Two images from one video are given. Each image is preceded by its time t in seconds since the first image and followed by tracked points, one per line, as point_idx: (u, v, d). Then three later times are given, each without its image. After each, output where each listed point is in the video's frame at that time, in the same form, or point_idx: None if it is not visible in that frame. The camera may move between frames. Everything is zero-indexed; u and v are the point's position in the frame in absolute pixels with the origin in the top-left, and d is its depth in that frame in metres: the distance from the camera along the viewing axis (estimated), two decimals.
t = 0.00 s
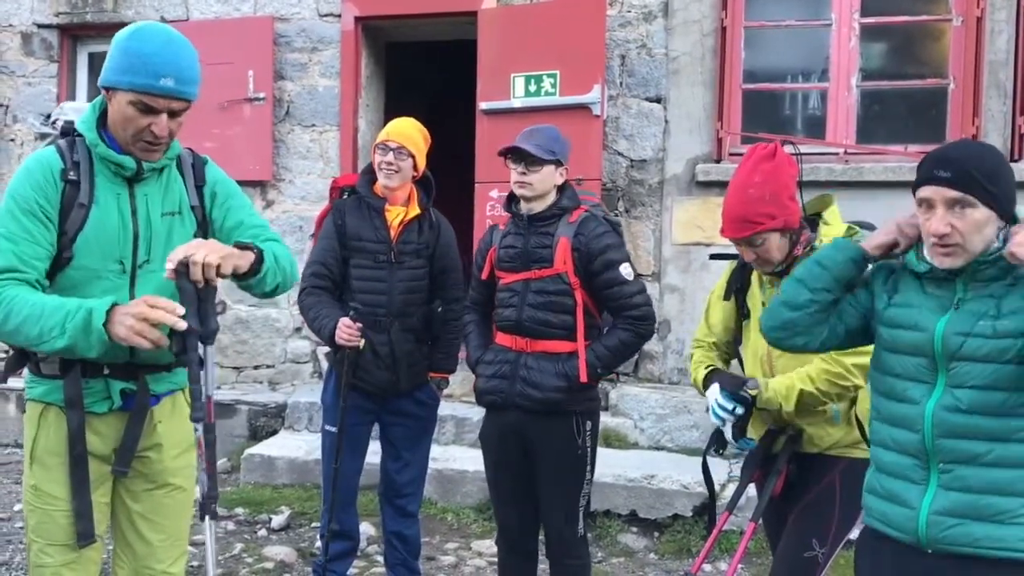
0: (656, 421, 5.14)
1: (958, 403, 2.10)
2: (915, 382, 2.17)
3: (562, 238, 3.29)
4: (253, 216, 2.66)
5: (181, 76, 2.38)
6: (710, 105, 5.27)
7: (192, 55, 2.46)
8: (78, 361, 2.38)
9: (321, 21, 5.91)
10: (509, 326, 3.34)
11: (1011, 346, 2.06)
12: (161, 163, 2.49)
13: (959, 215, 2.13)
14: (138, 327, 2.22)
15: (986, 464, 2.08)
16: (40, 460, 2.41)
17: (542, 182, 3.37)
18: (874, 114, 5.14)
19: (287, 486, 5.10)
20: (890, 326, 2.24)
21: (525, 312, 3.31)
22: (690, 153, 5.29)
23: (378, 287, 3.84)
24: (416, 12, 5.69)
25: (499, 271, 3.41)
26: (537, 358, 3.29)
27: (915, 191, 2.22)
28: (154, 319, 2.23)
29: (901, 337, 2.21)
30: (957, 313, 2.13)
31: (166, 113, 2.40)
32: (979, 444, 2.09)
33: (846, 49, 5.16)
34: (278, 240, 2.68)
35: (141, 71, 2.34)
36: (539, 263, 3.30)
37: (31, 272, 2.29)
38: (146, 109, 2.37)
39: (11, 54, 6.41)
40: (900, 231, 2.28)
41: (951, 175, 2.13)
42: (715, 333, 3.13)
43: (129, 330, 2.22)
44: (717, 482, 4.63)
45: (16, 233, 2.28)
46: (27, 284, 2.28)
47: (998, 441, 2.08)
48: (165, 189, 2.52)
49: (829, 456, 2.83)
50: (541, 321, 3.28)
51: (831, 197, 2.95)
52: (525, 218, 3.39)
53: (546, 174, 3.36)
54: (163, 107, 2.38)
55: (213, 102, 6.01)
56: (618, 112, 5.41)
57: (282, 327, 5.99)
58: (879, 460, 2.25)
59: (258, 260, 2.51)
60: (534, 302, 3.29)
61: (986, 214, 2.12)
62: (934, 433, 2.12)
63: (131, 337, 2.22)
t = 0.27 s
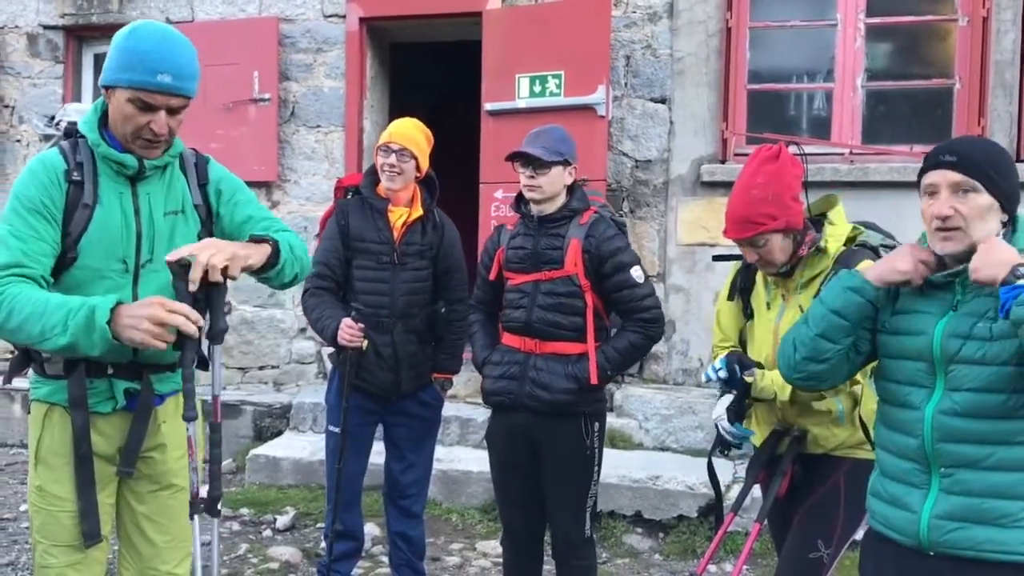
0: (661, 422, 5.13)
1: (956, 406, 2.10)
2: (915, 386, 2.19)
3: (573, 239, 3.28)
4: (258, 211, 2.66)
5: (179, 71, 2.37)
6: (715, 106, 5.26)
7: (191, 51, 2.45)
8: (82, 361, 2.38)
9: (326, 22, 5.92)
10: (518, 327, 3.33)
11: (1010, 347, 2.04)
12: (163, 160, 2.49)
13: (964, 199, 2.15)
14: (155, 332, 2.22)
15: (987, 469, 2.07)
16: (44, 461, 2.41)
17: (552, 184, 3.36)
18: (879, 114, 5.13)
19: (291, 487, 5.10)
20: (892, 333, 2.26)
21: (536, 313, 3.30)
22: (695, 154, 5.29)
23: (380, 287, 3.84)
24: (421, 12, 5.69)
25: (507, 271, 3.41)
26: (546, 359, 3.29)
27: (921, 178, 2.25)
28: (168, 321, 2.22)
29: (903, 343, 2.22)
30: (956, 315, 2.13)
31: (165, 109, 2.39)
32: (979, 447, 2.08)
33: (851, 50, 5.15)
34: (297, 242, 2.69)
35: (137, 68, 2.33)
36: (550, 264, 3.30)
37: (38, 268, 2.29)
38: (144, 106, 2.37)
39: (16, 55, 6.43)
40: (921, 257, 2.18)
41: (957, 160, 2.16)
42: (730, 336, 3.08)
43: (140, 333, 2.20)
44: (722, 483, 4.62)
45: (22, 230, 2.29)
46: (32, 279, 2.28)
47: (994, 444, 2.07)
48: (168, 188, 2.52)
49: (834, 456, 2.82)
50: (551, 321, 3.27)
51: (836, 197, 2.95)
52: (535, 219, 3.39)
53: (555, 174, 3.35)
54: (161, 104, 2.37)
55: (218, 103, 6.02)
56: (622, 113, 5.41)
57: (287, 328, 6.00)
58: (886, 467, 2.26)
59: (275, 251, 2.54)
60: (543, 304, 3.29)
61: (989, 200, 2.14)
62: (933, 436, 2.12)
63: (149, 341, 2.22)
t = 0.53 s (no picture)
0: (666, 423, 5.13)
1: (958, 409, 2.09)
2: (917, 389, 2.19)
3: (584, 242, 3.28)
4: (267, 212, 2.64)
5: (180, 68, 2.38)
6: (720, 107, 5.26)
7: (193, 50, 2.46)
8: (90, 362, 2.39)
9: (331, 24, 5.92)
10: (527, 329, 3.33)
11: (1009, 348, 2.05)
12: (168, 159, 2.49)
13: (959, 198, 2.15)
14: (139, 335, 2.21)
15: (990, 471, 2.07)
16: (52, 463, 2.42)
17: (558, 189, 3.35)
18: (885, 115, 5.13)
19: (297, 488, 5.11)
20: (897, 341, 2.25)
21: (545, 315, 3.30)
22: (700, 155, 5.28)
23: (384, 289, 3.84)
24: (426, 14, 5.69)
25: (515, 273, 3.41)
26: (555, 362, 3.29)
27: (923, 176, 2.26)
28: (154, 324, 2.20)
29: (904, 346, 2.22)
30: (956, 318, 2.13)
31: (167, 107, 2.40)
32: (982, 450, 2.07)
33: (857, 51, 5.14)
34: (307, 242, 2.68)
35: (139, 65, 2.35)
36: (559, 266, 3.30)
37: (43, 271, 2.30)
38: (146, 104, 2.37)
39: (23, 57, 6.46)
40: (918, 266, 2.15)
41: (954, 158, 2.17)
42: (737, 336, 3.09)
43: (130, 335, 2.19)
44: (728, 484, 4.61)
45: (26, 234, 2.30)
46: (36, 282, 2.29)
47: (997, 446, 2.06)
48: (175, 188, 2.52)
49: (840, 458, 2.82)
50: (561, 324, 3.27)
51: (843, 198, 2.94)
52: (545, 222, 3.38)
53: (562, 179, 3.35)
54: (163, 101, 2.38)
55: (224, 105, 6.03)
56: (628, 114, 5.41)
57: (293, 329, 6.01)
58: (890, 468, 2.25)
59: (289, 247, 2.54)
60: (553, 306, 3.29)
61: (986, 198, 2.14)
62: (936, 439, 2.12)
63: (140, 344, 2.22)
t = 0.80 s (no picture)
0: (674, 426, 5.12)
1: (962, 411, 2.09)
2: (924, 390, 2.19)
3: (595, 244, 3.28)
4: (273, 214, 2.66)
5: (185, 73, 2.38)
6: (728, 108, 5.25)
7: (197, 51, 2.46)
8: (99, 365, 2.39)
9: (339, 27, 5.93)
10: (536, 332, 3.32)
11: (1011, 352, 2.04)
12: (176, 163, 2.49)
13: (966, 203, 2.15)
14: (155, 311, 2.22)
15: (994, 473, 2.05)
16: (62, 465, 2.43)
17: (564, 193, 3.36)
18: (893, 117, 5.11)
19: (305, 490, 5.12)
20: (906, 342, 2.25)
21: (555, 317, 3.29)
22: (707, 157, 5.27)
23: (389, 291, 3.85)
24: (433, 17, 5.70)
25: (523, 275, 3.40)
26: (565, 364, 3.29)
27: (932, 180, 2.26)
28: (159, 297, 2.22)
29: (915, 348, 2.22)
30: (964, 320, 2.13)
31: (173, 112, 2.40)
32: (987, 452, 2.06)
33: (864, 52, 5.13)
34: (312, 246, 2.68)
35: (144, 70, 2.34)
36: (569, 269, 3.30)
37: (56, 275, 2.31)
38: (152, 109, 2.38)
39: (32, 60, 6.48)
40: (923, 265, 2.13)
41: (960, 163, 2.16)
42: (739, 336, 3.08)
43: (141, 312, 2.21)
44: (735, 487, 4.60)
45: (39, 240, 2.31)
46: (51, 287, 2.30)
47: (1003, 449, 2.05)
48: (182, 191, 2.53)
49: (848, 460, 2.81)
50: (570, 326, 3.27)
51: (851, 200, 2.92)
52: (553, 225, 3.37)
53: (568, 182, 3.35)
54: (168, 106, 2.38)
55: (232, 107, 6.04)
56: (635, 116, 5.41)
57: (300, 331, 6.02)
58: (899, 469, 2.25)
59: (292, 250, 2.53)
60: (563, 308, 3.28)
61: (994, 202, 2.13)
62: (941, 441, 2.12)
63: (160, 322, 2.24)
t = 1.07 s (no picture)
0: (682, 428, 5.11)
1: (975, 412, 2.09)
2: (939, 391, 2.18)
3: (603, 246, 3.28)
4: (284, 219, 2.67)
5: (196, 77, 2.38)
6: (736, 110, 5.24)
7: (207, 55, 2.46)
8: (108, 368, 2.41)
9: (347, 29, 5.95)
10: (545, 334, 3.32)
11: None
12: (187, 166, 2.50)
13: (983, 211, 2.14)
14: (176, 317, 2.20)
15: (1007, 475, 2.05)
16: (72, 467, 2.44)
17: (572, 195, 3.35)
18: (902, 118, 5.10)
19: (313, 492, 5.12)
20: (921, 342, 2.24)
21: (564, 319, 3.29)
22: (716, 159, 5.27)
23: (396, 293, 3.86)
24: (441, 19, 5.70)
25: (531, 277, 3.39)
26: (574, 366, 3.28)
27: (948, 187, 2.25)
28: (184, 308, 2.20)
29: (928, 348, 2.22)
30: (980, 321, 2.13)
31: (184, 116, 2.40)
32: (1000, 454, 2.05)
33: (873, 53, 5.12)
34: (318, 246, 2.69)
35: (154, 74, 2.34)
36: (579, 270, 3.29)
37: (68, 273, 2.31)
38: (162, 113, 2.38)
39: (42, 63, 6.51)
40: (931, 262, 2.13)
41: (975, 170, 2.15)
42: (745, 334, 3.08)
43: (163, 318, 2.20)
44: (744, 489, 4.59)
45: (52, 239, 2.30)
46: (64, 286, 2.30)
47: (1016, 451, 2.04)
48: (193, 195, 2.53)
49: (858, 462, 2.80)
50: (580, 328, 3.27)
51: (863, 201, 2.91)
52: (562, 227, 3.37)
53: (575, 183, 3.35)
54: (179, 110, 2.39)
55: (241, 110, 6.06)
56: (643, 118, 5.41)
57: (309, 333, 6.03)
58: (912, 471, 2.25)
59: (302, 263, 2.52)
60: (572, 311, 3.28)
61: (1010, 211, 2.12)
62: (954, 442, 2.11)
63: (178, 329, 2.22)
